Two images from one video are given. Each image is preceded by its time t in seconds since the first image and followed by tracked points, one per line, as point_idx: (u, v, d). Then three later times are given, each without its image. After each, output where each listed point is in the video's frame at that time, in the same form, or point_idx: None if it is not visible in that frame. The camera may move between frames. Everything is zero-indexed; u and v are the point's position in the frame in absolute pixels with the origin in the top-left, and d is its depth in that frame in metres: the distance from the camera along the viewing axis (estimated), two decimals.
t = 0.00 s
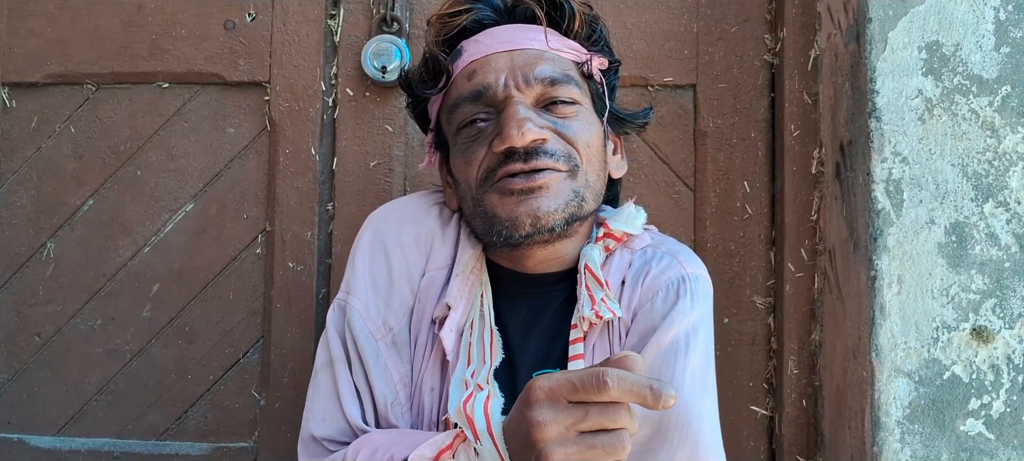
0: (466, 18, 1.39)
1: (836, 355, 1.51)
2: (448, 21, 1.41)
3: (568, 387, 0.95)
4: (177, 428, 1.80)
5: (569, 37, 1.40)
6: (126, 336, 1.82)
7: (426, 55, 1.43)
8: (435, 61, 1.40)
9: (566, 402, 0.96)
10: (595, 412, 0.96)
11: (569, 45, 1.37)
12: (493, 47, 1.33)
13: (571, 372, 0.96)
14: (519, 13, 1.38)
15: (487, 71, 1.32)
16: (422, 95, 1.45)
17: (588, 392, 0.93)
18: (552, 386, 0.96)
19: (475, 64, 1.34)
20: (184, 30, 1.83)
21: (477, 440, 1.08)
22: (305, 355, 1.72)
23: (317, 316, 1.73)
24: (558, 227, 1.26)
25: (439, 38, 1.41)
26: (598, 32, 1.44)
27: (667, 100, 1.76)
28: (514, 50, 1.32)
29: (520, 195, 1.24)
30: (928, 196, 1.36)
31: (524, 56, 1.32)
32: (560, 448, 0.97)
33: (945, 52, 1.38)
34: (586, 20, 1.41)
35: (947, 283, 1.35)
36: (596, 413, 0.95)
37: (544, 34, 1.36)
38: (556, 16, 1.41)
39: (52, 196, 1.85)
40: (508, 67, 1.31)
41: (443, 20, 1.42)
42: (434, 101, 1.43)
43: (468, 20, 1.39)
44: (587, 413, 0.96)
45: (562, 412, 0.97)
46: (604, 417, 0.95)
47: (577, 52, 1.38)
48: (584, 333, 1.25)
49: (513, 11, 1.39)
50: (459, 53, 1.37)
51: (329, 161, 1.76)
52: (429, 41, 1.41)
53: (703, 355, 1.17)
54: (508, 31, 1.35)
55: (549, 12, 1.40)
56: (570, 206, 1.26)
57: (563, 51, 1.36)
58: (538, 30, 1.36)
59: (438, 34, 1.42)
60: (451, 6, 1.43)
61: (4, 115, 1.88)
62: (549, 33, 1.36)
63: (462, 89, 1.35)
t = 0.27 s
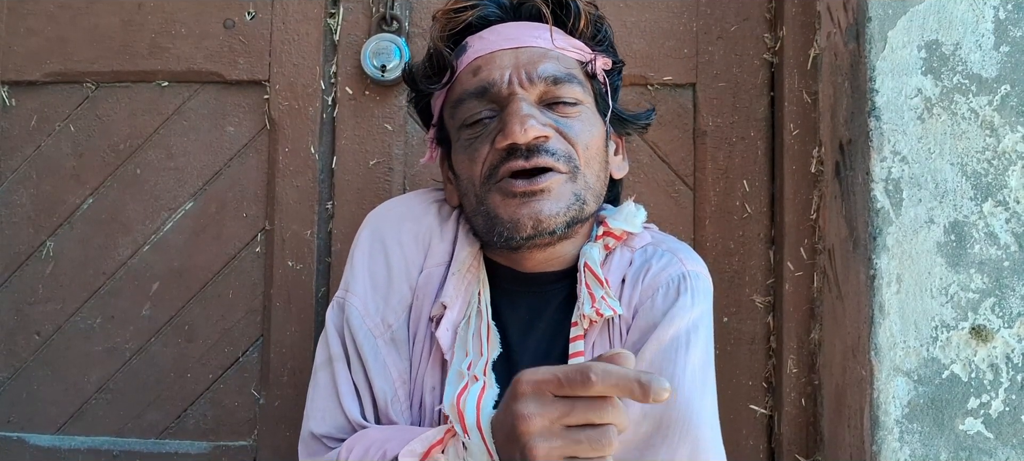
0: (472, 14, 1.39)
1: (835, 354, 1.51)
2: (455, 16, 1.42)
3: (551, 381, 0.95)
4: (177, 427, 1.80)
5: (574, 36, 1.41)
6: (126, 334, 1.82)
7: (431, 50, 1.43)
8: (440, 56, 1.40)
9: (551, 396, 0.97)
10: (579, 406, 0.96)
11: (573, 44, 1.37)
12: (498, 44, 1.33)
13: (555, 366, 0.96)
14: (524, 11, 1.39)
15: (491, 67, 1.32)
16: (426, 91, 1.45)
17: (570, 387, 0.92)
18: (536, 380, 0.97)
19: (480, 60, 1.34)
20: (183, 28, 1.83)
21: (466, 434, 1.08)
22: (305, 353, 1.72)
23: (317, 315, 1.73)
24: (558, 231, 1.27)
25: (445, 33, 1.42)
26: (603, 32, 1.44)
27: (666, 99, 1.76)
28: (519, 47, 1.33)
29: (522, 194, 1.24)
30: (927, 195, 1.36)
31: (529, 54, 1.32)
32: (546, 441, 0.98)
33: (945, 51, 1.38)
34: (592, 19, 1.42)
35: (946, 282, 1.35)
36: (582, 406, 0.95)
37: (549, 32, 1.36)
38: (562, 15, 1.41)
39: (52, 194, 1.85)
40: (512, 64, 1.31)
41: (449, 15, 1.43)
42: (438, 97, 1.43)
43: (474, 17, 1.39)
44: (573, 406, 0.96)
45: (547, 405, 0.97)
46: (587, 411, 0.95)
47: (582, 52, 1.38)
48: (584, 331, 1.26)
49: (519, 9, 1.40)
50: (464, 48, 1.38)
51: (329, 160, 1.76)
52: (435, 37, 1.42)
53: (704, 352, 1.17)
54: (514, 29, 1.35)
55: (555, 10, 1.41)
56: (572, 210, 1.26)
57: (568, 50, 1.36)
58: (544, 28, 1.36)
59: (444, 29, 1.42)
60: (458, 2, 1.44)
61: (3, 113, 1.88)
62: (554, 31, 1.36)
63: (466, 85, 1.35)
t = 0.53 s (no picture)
0: (496, 9, 1.39)
1: (835, 354, 1.51)
2: (478, 11, 1.41)
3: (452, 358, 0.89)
4: (177, 426, 1.80)
5: (595, 41, 1.41)
6: (125, 333, 1.82)
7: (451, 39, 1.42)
8: (459, 47, 1.38)
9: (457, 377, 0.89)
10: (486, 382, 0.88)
11: (594, 50, 1.37)
12: (519, 43, 1.32)
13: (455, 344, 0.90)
14: (547, 12, 1.39)
15: (510, 66, 1.31)
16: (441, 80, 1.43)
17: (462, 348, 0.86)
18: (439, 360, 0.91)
19: (499, 57, 1.33)
20: (183, 27, 1.83)
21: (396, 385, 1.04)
22: (305, 352, 1.72)
23: (317, 313, 1.73)
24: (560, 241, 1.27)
25: (466, 25, 1.41)
26: (623, 40, 1.45)
27: (667, 99, 1.75)
28: (540, 48, 1.32)
29: (528, 200, 1.23)
30: (927, 194, 1.36)
31: (549, 57, 1.31)
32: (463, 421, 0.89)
33: (945, 50, 1.37)
34: (613, 27, 1.43)
35: (946, 282, 1.35)
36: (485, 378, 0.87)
37: (571, 36, 1.35)
38: (583, 19, 1.42)
39: (52, 193, 1.85)
40: (532, 64, 1.30)
41: (471, 9, 1.42)
42: (452, 87, 1.41)
43: (497, 12, 1.39)
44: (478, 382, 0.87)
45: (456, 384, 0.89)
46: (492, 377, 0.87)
47: (602, 58, 1.38)
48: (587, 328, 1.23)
49: (542, 10, 1.39)
50: (484, 42, 1.36)
51: (329, 159, 1.76)
52: (455, 28, 1.41)
53: (708, 354, 1.17)
54: (536, 29, 1.34)
55: (578, 13, 1.41)
56: (573, 222, 1.26)
57: (587, 56, 1.35)
58: (566, 32, 1.36)
59: (466, 22, 1.41)
60: None
61: (3, 112, 1.88)
62: (576, 36, 1.36)
63: (483, 80, 1.34)
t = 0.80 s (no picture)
0: (537, 4, 1.36)
1: (835, 353, 1.51)
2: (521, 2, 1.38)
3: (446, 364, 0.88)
4: (177, 424, 1.80)
5: (631, 51, 1.39)
6: (125, 332, 1.82)
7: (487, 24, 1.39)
8: (494, 33, 1.35)
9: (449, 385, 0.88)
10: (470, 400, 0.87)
11: (627, 61, 1.36)
12: (555, 41, 1.31)
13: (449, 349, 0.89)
14: (589, 14, 1.36)
15: (543, 61, 1.30)
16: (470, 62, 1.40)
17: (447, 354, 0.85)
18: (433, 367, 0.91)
19: (532, 52, 1.31)
20: (183, 26, 1.83)
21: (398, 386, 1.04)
22: (305, 351, 1.72)
23: (317, 312, 1.72)
24: (567, 235, 1.24)
25: (505, 14, 1.38)
26: (655, 56, 1.43)
27: (667, 97, 1.75)
28: (575, 50, 1.30)
29: (541, 193, 1.22)
30: (927, 193, 1.36)
31: (583, 60, 1.30)
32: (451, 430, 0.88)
33: (945, 49, 1.37)
34: (650, 40, 1.41)
35: (947, 281, 1.35)
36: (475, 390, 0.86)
37: (607, 44, 1.34)
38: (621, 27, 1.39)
39: (51, 192, 1.85)
40: (565, 63, 1.29)
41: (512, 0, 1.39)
42: (480, 73, 1.39)
43: (538, 7, 1.36)
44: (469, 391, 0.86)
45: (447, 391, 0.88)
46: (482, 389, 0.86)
47: (633, 70, 1.37)
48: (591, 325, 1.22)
49: (584, 11, 1.37)
50: (521, 34, 1.34)
51: (329, 157, 1.76)
52: (495, 15, 1.38)
53: (711, 357, 1.18)
54: (575, 30, 1.33)
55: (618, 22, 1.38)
56: (584, 219, 1.23)
57: (620, 66, 1.35)
58: (604, 38, 1.34)
59: (507, 12, 1.38)
60: None
61: (3, 111, 1.88)
62: (613, 45, 1.35)
63: (513, 71, 1.33)
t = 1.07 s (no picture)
0: (604, 9, 1.30)
1: (836, 352, 1.51)
2: (588, 4, 1.31)
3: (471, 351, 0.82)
4: (177, 423, 1.80)
5: (678, 74, 1.37)
6: (125, 331, 1.82)
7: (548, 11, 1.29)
8: (553, 25, 1.26)
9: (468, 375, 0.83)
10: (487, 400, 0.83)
11: (674, 85, 1.33)
12: (614, 50, 1.25)
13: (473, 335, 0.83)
14: (648, 30, 1.32)
15: (598, 66, 1.23)
16: (517, 44, 1.30)
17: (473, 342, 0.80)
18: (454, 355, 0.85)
19: (588, 55, 1.24)
20: (183, 25, 1.83)
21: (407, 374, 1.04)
22: (305, 350, 1.72)
23: (317, 311, 1.72)
24: (586, 243, 1.20)
25: (569, 10, 1.31)
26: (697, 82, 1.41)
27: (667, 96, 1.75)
28: (632, 64, 1.25)
29: (573, 198, 1.16)
30: (928, 192, 1.36)
31: (637, 76, 1.25)
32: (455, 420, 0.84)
33: (946, 48, 1.37)
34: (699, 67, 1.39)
35: (947, 280, 1.35)
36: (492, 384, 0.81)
37: (660, 64, 1.30)
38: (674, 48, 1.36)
39: (51, 190, 1.85)
40: (619, 75, 1.23)
41: None
42: (525, 59, 1.30)
43: (604, 12, 1.30)
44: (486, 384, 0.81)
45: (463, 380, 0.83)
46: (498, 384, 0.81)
47: (675, 94, 1.34)
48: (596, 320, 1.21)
49: (643, 26, 1.32)
50: (579, 31, 1.27)
51: (329, 156, 1.76)
52: (559, 5, 1.28)
53: (711, 350, 1.17)
54: (634, 43, 1.27)
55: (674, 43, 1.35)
56: (606, 229, 1.19)
57: (667, 89, 1.31)
58: (659, 59, 1.30)
59: (570, 9, 1.31)
60: None
61: (3, 110, 1.88)
62: (666, 68, 1.31)
63: (564, 68, 1.25)
